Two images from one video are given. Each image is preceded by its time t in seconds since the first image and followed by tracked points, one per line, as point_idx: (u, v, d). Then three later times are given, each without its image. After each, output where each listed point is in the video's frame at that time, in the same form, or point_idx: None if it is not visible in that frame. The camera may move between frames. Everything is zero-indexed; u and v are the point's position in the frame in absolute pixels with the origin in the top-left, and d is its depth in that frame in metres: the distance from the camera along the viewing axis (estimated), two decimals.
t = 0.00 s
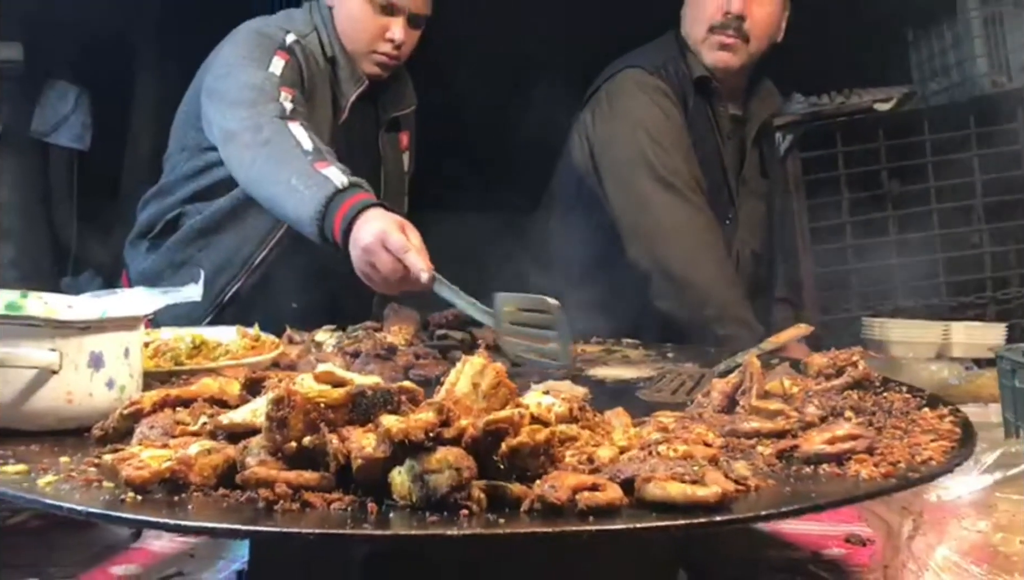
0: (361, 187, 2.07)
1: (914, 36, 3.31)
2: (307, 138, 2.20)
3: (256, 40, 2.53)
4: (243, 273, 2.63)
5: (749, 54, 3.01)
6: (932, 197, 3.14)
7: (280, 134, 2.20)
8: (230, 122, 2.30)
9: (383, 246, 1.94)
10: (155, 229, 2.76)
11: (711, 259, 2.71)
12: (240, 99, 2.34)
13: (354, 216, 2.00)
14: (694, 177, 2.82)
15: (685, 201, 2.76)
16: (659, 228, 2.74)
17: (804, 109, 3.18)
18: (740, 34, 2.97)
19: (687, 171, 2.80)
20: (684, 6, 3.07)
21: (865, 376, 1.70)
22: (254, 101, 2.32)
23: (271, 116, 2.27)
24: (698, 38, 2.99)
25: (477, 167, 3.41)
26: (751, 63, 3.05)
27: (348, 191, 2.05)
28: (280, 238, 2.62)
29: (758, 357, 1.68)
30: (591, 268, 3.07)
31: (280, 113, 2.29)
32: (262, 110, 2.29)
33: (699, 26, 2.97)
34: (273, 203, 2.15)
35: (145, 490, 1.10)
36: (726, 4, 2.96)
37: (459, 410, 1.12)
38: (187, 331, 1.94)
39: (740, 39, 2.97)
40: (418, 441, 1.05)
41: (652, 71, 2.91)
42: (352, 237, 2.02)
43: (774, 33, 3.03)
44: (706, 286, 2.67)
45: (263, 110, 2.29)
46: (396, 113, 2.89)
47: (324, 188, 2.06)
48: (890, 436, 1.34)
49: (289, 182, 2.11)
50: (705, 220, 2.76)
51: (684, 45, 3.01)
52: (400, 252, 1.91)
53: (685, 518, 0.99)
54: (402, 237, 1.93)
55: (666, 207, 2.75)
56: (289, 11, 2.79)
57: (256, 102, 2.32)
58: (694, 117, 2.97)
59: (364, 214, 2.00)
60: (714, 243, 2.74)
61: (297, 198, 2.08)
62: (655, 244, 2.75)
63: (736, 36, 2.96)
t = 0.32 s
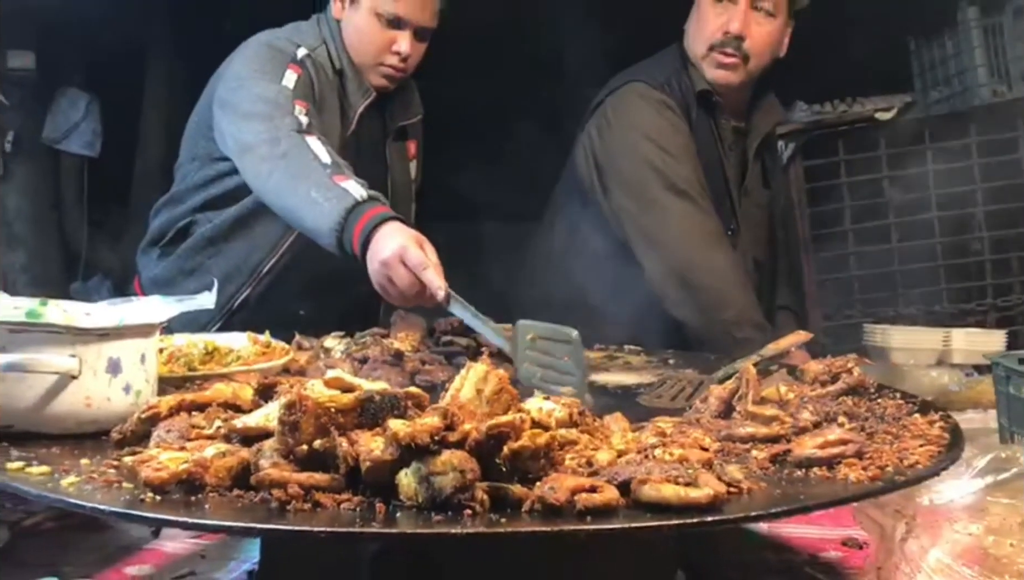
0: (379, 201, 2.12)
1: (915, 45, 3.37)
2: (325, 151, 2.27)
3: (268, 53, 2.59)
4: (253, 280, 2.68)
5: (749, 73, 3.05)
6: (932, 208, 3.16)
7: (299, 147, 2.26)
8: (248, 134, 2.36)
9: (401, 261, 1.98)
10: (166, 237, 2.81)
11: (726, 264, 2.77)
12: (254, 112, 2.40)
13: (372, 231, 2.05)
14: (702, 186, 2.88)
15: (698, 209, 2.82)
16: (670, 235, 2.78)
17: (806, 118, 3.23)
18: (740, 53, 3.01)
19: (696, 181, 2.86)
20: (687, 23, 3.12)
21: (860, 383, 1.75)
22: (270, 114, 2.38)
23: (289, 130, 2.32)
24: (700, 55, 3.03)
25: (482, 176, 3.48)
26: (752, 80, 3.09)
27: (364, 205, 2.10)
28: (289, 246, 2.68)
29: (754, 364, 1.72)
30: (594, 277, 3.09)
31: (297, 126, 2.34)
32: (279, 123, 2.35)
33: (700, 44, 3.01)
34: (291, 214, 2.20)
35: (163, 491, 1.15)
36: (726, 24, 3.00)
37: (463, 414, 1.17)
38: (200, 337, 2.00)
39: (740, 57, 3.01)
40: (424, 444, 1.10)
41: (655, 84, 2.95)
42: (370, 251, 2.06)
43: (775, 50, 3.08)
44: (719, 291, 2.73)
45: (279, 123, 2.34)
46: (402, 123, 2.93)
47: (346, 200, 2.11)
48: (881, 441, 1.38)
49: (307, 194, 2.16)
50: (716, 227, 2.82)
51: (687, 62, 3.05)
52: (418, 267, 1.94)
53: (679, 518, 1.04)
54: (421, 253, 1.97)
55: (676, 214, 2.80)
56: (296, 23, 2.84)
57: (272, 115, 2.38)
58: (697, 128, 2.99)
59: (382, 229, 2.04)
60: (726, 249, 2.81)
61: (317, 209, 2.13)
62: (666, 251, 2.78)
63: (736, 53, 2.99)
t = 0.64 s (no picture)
0: (379, 211, 2.17)
1: (914, 58, 3.42)
2: (328, 162, 2.31)
3: (276, 67, 2.65)
4: (261, 289, 2.73)
5: (748, 91, 3.09)
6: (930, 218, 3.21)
7: (303, 158, 2.31)
8: (254, 145, 2.41)
9: (388, 272, 2.04)
10: (176, 246, 2.87)
11: (729, 272, 2.79)
12: (262, 123, 2.45)
13: (367, 242, 2.10)
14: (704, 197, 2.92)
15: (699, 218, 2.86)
16: (675, 245, 2.81)
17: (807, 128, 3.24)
18: (739, 71, 3.05)
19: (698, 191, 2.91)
20: (689, 40, 3.17)
21: (855, 392, 1.79)
22: (276, 125, 2.43)
23: (293, 141, 2.37)
24: (700, 71, 3.08)
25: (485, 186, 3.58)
26: (752, 97, 3.13)
27: (363, 216, 2.15)
28: (297, 256, 2.73)
29: (752, 374, 1.77)
30: (601, 287, 3.14)
31: (301, 137, 2.40)
32: (285, 134, 2.40)
33: (700, 60, 3.06)
34: (295, 224, 2.25)
35: (183, 494, 1.20)
36: (725, 42, 3.04)
37: (471, 422, 1.22)
38: (212, 345, 2.04)
39: (739, 76, 3.05)
40: (434, 449, 1.15)
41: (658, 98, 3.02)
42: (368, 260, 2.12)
43: (775, 66, 3.11)
44: (723, 300, 2.75)
45: (285, 135, 2.40)
46: (408, 135, 3.00)
47: (345, 210, 2.15)
48: (874, 448, 1.43)
49: (310, 204, 2.21)
50: (719, 236, 2.86)
51: (687, 79, 3.11)
52: (403, 280, 2.01)
53: (679, 521, 1.09)
54: (409, 266, 2.03)
55: (681, 224, 2.84)
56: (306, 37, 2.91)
57: (277, 126, 2.43)
58: (700, 143, 3.08)
59: (373, 241, 2.10)
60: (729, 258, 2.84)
61: (318, 219, 2.18)
62: (671, 261, 2.82)
63: (734, 72, 3.04)
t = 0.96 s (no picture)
0: (382, 224, 2.21)
1: (911, 68, 3.49)
2: (332, 175, 2.34)
3: (282, 78, 2.69)
4: (267, 298, 2.77)
5: (748, 103, 3.15)
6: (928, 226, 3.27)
7: (308, 170, 2.35)
8: (259, 156, 2.44)
9: (396, 281, 2.08)
10: (182, 255, 2.90)
11: (724, 283, 2.82)
12: (268, 135, 2.49)
13: (373, 253, 2.14)
14: (701, 209, 2.94)
15: (693, 229, 2.88)
16: (675, 260, 2.85)
17: (805, 138, 3.30)
18: (739, 83, 3.09)
19: (694, 202, 2.93)
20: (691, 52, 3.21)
21: (856, 400, 1.83)
22: (282, 137, 2.47)
23: (298, 153, 2.41)
24: (700, 83, 3.13)
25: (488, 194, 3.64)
26: (752, 109, 3.19)
27: (367, 228, 2.18)
28: (303, 264, 2.77)
29: (754, 382, 1.81)
30: (598, 294, 3.19)
31: (307, 149, 2.44)
32: (290, 146, 2.44)
33: (700, 72, 3.11)
34: (299, 235, 2.28)
35: (203, 500, 1.24)
36: (726, 54, 3.07)
37: (483, 429, 1.25)
38: (223, 354, 2.08)
39: (739, 88, 3.10)
40: (448, 457, 1.18)
41: (659, 110, 3.06)
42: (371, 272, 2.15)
43: (774, 79, 3.16)
44: (722, 315, 2.80)
45: (291, 147, 2.43)
46: (412, 146, 3.05)
47: (348, 222, 2.19)
48: (874, 455, 1.47)
49: (314, 216, 2.24)
50: (714, 247, 2.86)
51: (687, 89, 3.16)
52: (413, 288, 2.05)
53: (687, 527, 1.12)
54: (417, 274, 2.07)
55: (681, 239, 2.87)
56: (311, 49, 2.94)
57: (282, 138, 2.47)
58: (702, 157, 3.15)
59: (379, 250, 2.14)
60: (725, 271, 2.84)
61: (322, 231, 2.21)
62: (670, 274, 2.86)
63: (735, 83, 3.08)
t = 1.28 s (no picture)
0: (395, 239, 2.24)
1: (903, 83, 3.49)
2: (342, 189, 2.39)
3: (288, 93, 2.71)
4: (271, 309, 2.80)
5: (749, 112, 3.17)
6: (921, 238, 3.32)
7: (319, 185, 2.39)
8: (268, 172, 2.48)
9: (419, 294, 2.12)
10: (187, 267, 2.93)
11: (716, 297, 2.98)
12: (276, 149, 2.52)
13: (389, 267, 2.18)
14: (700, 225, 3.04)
15: (691, 246, 3.00)
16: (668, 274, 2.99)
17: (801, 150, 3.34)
18: (740, 93, 3.13)
19: (693, 217, 3.02)
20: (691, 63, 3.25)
21: (856, 411, 1.86)
22: (290, 151, 2.50)
23: (308, 168, 2.45)
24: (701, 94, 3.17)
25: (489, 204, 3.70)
26: (754, 118, 3.21)
27: (381, 242, 2.22)
28: (307, 276, 2.80)
29: (757, 393, 1.85)
30: (596, 303, 3.25)
31: (317, 164, 2.48)
32: (299, 161, 2.48)
33: (701, 84, 3.15)
34: (310, 248, 2.31)
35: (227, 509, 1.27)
36: (727, 65, 3.11)
37: (501, 441, 1.29)
38: (233, 365, 2.11)
39: (740, 97, 3.13)
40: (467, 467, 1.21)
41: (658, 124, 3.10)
42: (385, 285, 2.20)
43: (774, 90, 3.20)
44: (715, 325, 2.96)
45: (299, 162, 2.47)
46: (414, 159, 3.09)
47: (363, 236, 2.22)
48: (878, 465, 1.51)
49: (327, 230, 2.28)
50: (710, 265, 3.00)
51: (688, 99, 3.21)
52: (435, 300, 2.09)
53: (701, 535, 1.16)
54: (437, 287, 2.11)
55: (676, 254, 2.99)
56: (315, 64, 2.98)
57: (291, 153, 2.51)
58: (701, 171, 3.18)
59: (397, 265, 2.18)
60: (718, 287, 2.99)
61: (335, 245, 2.24)
62: (666, 288, 3.00)
63: (736, 93, 3.12)
